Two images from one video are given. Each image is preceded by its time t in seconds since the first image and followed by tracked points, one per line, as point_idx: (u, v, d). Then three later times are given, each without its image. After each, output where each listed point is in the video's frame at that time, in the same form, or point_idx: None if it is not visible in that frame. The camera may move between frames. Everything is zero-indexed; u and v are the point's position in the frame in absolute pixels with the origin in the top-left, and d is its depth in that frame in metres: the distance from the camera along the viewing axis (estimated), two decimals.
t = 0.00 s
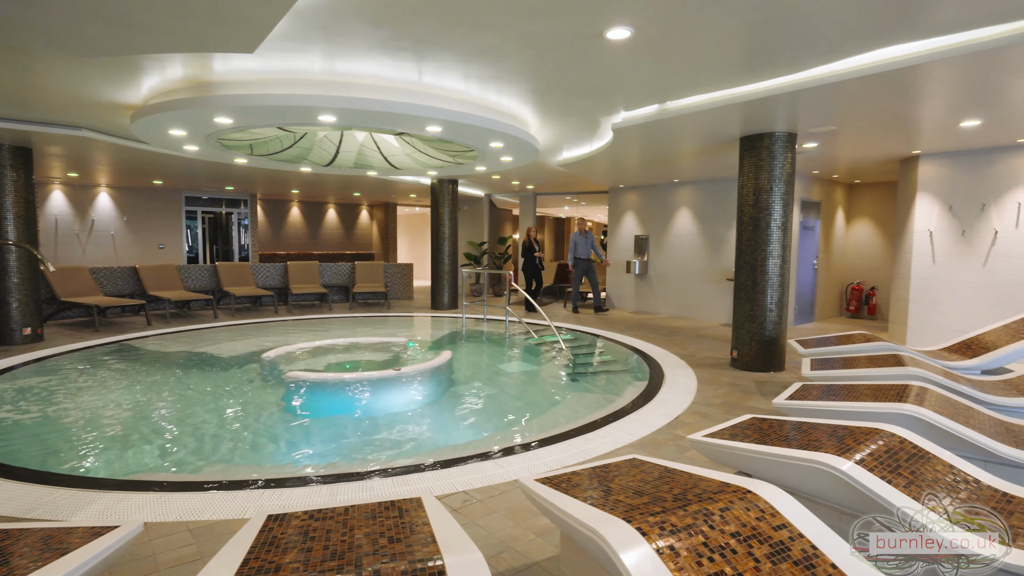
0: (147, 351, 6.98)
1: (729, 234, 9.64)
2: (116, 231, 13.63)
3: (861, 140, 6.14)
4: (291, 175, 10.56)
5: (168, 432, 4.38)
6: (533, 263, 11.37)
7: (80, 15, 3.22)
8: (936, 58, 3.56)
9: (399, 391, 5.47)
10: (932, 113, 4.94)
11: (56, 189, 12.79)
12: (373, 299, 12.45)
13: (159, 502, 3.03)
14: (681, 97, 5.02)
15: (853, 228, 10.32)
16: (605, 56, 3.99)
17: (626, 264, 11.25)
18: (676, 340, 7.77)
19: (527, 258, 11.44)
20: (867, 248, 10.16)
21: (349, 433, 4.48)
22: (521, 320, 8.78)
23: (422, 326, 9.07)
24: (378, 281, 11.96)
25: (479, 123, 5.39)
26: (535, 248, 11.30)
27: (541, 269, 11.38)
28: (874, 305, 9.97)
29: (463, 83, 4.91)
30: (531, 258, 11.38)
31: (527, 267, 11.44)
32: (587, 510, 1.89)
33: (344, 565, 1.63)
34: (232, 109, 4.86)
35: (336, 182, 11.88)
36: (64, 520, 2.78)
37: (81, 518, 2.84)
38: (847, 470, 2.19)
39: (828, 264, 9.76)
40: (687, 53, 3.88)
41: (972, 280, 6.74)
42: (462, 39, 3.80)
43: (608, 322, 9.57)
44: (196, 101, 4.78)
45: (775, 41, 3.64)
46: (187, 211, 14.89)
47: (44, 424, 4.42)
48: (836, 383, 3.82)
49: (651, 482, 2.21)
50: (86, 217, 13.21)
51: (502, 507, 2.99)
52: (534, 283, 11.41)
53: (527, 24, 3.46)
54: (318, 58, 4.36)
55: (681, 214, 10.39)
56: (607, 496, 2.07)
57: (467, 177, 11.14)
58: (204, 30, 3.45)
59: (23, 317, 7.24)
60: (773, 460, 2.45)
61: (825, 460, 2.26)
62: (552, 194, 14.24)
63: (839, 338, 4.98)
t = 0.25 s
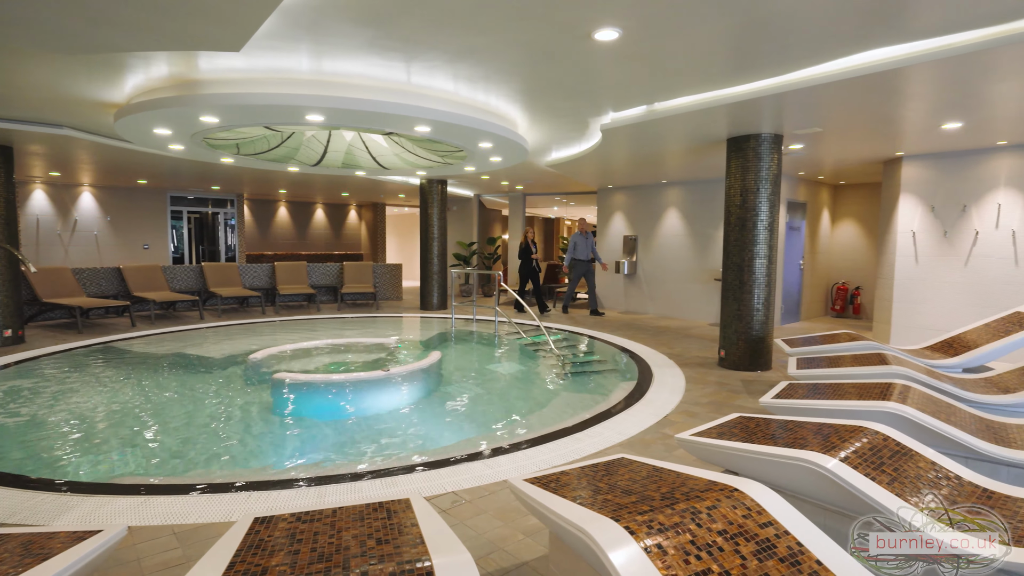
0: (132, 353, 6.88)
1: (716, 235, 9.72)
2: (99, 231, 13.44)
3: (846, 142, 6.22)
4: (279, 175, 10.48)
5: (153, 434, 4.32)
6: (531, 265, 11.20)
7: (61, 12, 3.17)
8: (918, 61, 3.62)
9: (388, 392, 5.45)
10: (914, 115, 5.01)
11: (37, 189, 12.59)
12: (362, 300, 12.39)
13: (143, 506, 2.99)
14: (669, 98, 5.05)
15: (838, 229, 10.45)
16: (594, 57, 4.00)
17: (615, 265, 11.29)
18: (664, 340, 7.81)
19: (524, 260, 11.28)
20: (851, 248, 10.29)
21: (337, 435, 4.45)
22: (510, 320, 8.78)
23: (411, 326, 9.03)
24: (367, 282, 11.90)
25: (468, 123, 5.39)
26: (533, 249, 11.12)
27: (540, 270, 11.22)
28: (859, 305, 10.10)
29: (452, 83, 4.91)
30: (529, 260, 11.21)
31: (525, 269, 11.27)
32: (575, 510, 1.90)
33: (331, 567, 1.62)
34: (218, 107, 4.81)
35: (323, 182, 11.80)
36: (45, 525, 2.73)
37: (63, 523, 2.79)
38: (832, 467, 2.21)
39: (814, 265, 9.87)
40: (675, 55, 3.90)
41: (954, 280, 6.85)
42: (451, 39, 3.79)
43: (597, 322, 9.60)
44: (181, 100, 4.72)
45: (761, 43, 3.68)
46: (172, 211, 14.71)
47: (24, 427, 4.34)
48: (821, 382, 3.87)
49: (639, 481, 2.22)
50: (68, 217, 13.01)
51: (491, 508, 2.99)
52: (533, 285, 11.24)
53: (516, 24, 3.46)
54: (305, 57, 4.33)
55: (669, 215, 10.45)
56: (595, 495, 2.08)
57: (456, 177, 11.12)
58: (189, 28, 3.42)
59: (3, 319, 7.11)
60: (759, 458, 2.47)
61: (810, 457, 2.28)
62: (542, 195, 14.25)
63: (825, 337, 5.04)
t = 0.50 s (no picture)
0: (113, 355, 6.77)
1: (703, 235, 9.80)
2: (80, 231, 13.20)
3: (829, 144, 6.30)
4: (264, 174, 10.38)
5: (136, 438, 4.26)
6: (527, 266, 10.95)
7: (41, 9, 3.11)
8: (899, 65, 3.68)
9: (375, 393, 5.41)
10: (896, 118, 5.10)
11: (15, 188, 12.34)
12: (349, 300, 12.31)
13: (125, 511, 2.94)
14: (655, 100, 5.09)
15: (823, 230, 10.58)
16: (581, 59, 4.02)
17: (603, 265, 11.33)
18: (652, 340, 7.86)
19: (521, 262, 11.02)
20: (835, 249, 10.43)
21: (324, 437, 4.42)
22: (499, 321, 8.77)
23: (399, 327, 8.99)
24: (354, 283, 11.82)
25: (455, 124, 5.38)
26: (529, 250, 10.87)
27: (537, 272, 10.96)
28: (842, 305, 10.23)
29: (439, 84, 4.89)
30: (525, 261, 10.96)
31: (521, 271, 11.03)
32: (562, 510, 1.90)
33: (317, 570, 1.61)
34: (202, 106, 4.75)
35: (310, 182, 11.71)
36: (23, 531, 2.68)
37: (42, 529, 2.74)
38: (816, 465, 2.23)
39: (798, 265, 9.99)
40: (661, 57, 3.93)
41: (934, 280, 6.97)
42: (438, 40, 3.79)
43: (585, 322, 9.62)
44: (164, 98, 4.66)
45: (746, 46, 3.72)
46: (155, 211, 14.50)
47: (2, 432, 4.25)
48: (806, 380, 3.92)
49: (626, 481, 2.23)
50: (48, 216, 12.77)
51: (479, 508, 2.99)
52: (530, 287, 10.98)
53: (503, 25, 3.46)
54: (291, 56, 4.30)
55: (657, 215, 10.52)
56: (582, 495, 2.08)
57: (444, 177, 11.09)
58: (173, 26, 3.38)
59: None
60: (744, 457, 2.50)
61: (794, 456, 2.31)
62: (530, 195, 14.27)
63: (810, 337, 5.10)
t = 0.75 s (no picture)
0: (98, 357, 6.68)
1: (692, 236, 9.87)
2: (64, 231, 13.02)
3: (816, 146, 6.37)
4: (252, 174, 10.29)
5: (122, 441, 4.20)
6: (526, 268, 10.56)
7: (24, 6, 3.07)
8: (884, 68, 3.73)
9: (365, 394, 5.39)
10: (881, 120, 5.16)
11: None
12: (339, 301, 12.24)
13: (110, 515, 2.91)
14: (644, 101, 5.11)
15: (810, 231, 10.69)
16: (571, 60, 4.03)
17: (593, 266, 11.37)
18: (642, 340, 7.90)
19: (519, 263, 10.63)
20: (822, 249, 10.54)
21: (314, 439, 4.39)
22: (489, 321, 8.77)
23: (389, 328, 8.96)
24: (344, 284, 11.76)
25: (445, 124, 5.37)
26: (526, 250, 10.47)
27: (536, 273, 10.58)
28: (829, 305, 10.35)
29: (429, 84, 4.88)
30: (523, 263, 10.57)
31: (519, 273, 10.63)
32: (552, 510, 1.91)
33: (305, 573, 1.60)
34: (189, 105, 4.70)
35: (299, 182, 11.63)
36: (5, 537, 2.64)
37: (25, 534, 2.70)
38: (803, 463, 2.25)
39: (786, 265, 10.09)
40: (650, 59, 3.95)
41: (919, 280, 7.07)
42: (428, 40, 3.78)
43: (575, 322, 9.64)
44: (150, 97, 4.61)
45: (734, 49, 3.75)
46: (142, 212, 14.34)
47: None
48: (793, 380, 3.95)
49: (616, 480, 2.24)
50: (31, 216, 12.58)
51: (470, 509, 2.99)
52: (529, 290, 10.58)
53: (493, 26, 3.46)
54: (279, 55, 4.27)
55: (646, 216, 10.57)
56: (572, 495, 2.09)
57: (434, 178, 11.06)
58: (159, 24, 3.34)
59: None
60: (732, 456, 2.52)
61: (782, 454, 2.33)
62: (520, 196, 14.28)
63: (798, 337, 5.15)
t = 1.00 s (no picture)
0: (82, 360, 6.59)
1: (680, 237, 9.94)
2: (46, 232, 12.83)
3: (802, 147, 6.43)
4: (240, 175, 10.20)
5: (106, 444, 4.14)
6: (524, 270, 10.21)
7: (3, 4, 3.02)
8: (869, 71, 3.79)
9: (355, 396, 5.36)
10: (866, 122, 5.23)
11: None
12: (328, 303, 12.17)
13: (95, 519, 2.87)
14: (633, 103, 5.14)
15: (796, 231, 10.80)
16: (560, 61, 4.04)
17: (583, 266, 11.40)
18: (631, 340, 7.93)
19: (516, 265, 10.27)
20: (809, 250, 10.65)
21: (302, 441, 4.36)
22: (479, 322, 8.76)
23: (379, 329, 8.92)
24: (333, 285, 11.70)
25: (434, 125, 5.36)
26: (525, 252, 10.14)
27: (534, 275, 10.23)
28: (816, 305, 10.46)
29: (418, 84, 4.87)
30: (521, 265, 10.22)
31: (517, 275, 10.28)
32: (542, 510, 1.91)
33: None
34: (175, 105, 4.65)
35: (287, 182, 11.55)
36: None
37: (6, 540, 2.66)
38: (789, 462, 2.28)
39: (773, 266, 10.19)
40: (639, 61, 3.98)
41: (903, 280, 7.17)
42: (417, 40, 3.77)
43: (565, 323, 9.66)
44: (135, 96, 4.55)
45: (721, 51, 3.78)
46: (127, 212, 14.16)
47: None
48: (781, 379, 3.99)
49: (605, 480, 2.25)
50: (12, 217, 12.38)
51: (459, 511, 2.98)
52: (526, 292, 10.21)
53: (483, 26, 3.47)
54: (266, 55, 4.24)
55: (636, 217, 10.62)
56: (561, 495, 2.09)
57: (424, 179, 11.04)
58: (144, 22, 3.30)
59: None
60: (720, 455, 2.54)
61: (769, 453, 2.36)
62: (510, 197, 14.27)
63: (785, 336, 5.20)
